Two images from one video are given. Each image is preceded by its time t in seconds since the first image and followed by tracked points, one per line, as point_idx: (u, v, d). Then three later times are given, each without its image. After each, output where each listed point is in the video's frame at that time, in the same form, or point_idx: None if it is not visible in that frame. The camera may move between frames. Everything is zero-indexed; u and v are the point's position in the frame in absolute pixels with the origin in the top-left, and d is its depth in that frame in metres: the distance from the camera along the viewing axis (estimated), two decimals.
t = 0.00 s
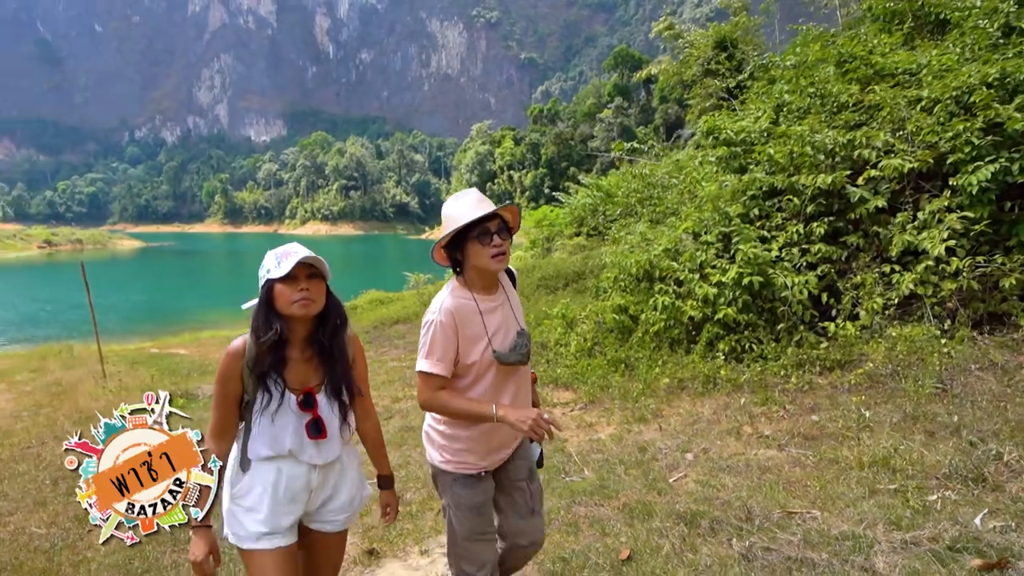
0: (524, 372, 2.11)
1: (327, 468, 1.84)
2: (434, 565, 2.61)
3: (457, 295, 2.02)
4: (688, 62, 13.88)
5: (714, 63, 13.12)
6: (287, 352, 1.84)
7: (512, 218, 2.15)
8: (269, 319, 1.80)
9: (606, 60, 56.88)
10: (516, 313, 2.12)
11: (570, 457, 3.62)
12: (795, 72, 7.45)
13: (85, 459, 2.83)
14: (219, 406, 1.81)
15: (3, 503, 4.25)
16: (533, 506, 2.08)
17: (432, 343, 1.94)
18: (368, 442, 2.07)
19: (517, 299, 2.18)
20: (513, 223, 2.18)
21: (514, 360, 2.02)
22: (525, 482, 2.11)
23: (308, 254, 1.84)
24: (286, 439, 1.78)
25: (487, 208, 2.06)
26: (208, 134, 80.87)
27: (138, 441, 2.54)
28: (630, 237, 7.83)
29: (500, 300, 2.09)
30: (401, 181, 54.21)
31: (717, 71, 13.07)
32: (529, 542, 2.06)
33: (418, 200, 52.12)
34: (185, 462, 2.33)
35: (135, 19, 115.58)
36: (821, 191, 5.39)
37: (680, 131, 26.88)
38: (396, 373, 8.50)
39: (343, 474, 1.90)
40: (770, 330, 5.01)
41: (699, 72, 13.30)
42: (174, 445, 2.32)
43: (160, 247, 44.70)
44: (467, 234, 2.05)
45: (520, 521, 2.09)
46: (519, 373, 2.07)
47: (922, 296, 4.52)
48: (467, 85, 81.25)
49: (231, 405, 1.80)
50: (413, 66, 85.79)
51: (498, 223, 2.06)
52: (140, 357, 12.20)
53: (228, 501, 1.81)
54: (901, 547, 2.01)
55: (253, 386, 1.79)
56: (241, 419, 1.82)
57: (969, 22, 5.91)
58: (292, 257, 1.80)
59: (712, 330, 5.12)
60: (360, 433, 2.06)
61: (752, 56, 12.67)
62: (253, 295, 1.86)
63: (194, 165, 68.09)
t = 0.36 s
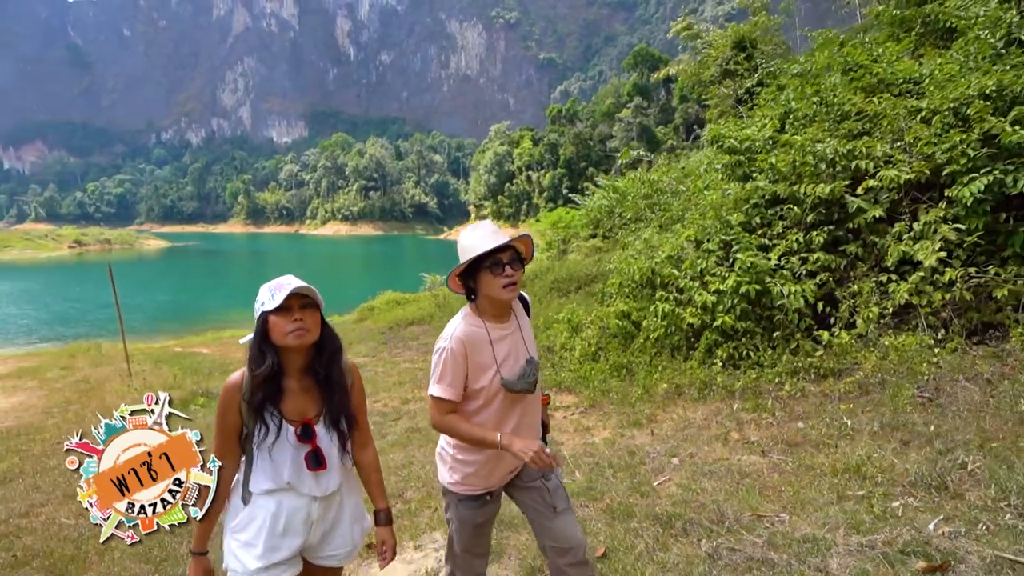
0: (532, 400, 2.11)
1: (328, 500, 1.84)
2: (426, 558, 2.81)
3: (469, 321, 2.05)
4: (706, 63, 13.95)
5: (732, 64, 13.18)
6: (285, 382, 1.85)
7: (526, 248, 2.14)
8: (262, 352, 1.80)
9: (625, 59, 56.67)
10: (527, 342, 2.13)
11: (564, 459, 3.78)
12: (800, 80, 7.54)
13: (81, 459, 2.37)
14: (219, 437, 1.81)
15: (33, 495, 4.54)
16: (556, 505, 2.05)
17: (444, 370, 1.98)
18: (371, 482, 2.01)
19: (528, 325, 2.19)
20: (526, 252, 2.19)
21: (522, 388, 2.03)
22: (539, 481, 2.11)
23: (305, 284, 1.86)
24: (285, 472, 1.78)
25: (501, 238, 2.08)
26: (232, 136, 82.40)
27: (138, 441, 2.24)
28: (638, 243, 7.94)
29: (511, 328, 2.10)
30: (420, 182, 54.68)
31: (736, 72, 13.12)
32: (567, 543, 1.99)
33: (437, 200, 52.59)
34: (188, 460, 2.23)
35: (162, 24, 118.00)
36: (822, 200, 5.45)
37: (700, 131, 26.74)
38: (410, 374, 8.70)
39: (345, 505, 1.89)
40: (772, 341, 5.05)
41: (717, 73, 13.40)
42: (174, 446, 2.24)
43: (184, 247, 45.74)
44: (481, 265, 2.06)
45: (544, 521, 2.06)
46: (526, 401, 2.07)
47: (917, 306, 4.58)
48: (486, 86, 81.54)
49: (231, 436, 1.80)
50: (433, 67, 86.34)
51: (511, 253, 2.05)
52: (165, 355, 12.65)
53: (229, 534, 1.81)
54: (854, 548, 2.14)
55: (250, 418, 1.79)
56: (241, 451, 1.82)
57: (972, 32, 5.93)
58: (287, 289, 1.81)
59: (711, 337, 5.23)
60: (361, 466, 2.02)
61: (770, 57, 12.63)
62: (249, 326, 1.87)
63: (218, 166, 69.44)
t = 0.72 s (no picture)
0: (561, 392, 2.10)
1: (298, 496, 1.93)
2: (403, 552, 2.93)
3: (501, 310, 2.05)
4: (716, 62, 13.86)
5: (742, 64, 13.11)
6: (252, 377, 1.93)
7: (557, 241, 2.21)
8: (226, 345, 1.89)
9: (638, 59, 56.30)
10: (555, 336, 2.13)
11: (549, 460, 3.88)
12: (797, 84, 7.56)
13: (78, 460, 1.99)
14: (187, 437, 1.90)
15: (43, 489, 4.72)
16: (558, 530, 2.06)
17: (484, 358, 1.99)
18: (341, 474, 2.12)
19: (557, 323, 2.20)
20: (557, 247, 2.23)
21: (550, 377, 2.00)
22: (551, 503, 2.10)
23: (272, 279, 1.93)
24: (252, 470, 1.86)
25: (533, 228, 2.13)
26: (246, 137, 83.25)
27: (138, 441, 1.91)
28: (637, 245, 7.99)
29: (542, 321, 2.11)
30: (431, 182, 54.87)
31: (745, 71, 13.04)
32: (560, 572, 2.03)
33: (448, 200, 52.75)
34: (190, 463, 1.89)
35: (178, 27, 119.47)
36: (813, 206, 5.50)
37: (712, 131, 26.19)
38: (413, 374, 8.79)
39: (313, 502, 1.98)
40: (761, 345, 5.11)
41: (727, 73, 13.37)
42: (175, 445, 1.89)
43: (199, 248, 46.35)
44: (513, 254, 2.10)
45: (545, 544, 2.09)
46: (555, 391, 2.06)
47: (904, 310, 4.61)
48: (497, 86, 81.48)
49: (199, 433, 1.88)
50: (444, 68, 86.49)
51: (542, 245, 2.10)
52: (177, 355, 12.88)
53: (194, 529, 1.88)
54: (807, 546, 2.23)
55: (216, 416, 1.87)
56: (202, 450, 1.90)
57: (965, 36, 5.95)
58: (250, 280, 1.88)
59: (700, 340, 5.30)
60: (330, 460, 2.11)
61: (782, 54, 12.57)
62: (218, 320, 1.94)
63: (232, 168, 70.17)
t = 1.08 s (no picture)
0: (560, 409, 2.07)
1: (302, 531, 1.83)
2: (388, 553, 3.04)
3: (501, 325, 2.00)
4: (735, 62, 13.73)
5: (762, 62, 12.94)
6: (264, 409, 1.81)
7: (564, 259, 2.13)
8: (242, 379, 1.76)
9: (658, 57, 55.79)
10: (556, 354, 2.09)
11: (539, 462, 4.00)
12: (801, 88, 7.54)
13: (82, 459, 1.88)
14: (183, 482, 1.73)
15: (61, 485, 4.96)
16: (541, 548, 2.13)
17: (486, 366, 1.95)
18: (338, 500, 2.04)
19: (560, 340, 2.15)
20: (565, 264, 2.16)
21: (547, 399, 1.98)
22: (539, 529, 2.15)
23: (297, 311, 1.84)
24: (257, 506, 1.74)
25: (540, 247, 2.06)
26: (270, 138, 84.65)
27: (138, 441, 1.78)
28: (640, 249, 8.01)
29: (544, 338, 2.07)
30: (451, 182, 55.13)
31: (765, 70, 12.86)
32: None
33: (468, 200, 53.05)
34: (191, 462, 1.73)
35: (204, 30, 121.68)
36: (814, 212, 5.46)
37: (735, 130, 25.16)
38: (425, 375, 8.90)
39: (317, 533, 1.88)
40: (760, 352, 5.10)
41: (747, 72, 13.18)
42: (175, 445, 1.74)
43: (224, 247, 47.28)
44: (517, 272, 2.03)
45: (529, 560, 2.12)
46: (555, 410, 2.03)
47: (901, 319, 4.55)
48: (517, 86, 81.52)
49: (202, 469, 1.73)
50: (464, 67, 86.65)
51: (551, 263, 2.04)
52: (198, 353, 13.20)
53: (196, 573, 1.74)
54: (769, 555, 2.29)
55: (224, 448, 1.73)
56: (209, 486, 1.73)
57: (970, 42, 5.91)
58: (280, 319, 1.78)
59: (698, 347, 5.31)
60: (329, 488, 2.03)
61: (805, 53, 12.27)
62: (230, 348, 1.83)
63: (256, 168, 71.39)
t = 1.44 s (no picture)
0: (549, 432, 2.03)
1: (279, 523, 1.82)
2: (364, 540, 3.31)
3: (476, 354, 1.97)
4: (734, 63, 13.52)
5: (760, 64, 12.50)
6: (247, 403, 1.83)
7: (533, 276, 2.12)
8: (225, 377, 1.79)
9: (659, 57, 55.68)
10: (538, 373, 2.05)
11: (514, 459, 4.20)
12: (781, 95, 7.67)
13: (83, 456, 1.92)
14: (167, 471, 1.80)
15: (56, 482, 5.12)
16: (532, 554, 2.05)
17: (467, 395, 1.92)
18: (340, 497, 1.99)
19: (543, 358, 2.10)
20: (534, 280, 2.14)
21: (532, 425, 1.95)
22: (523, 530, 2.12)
23: (280, 308, 1.81)
24: (233, 495, 1.78)
25: (510, 267, 2.02)
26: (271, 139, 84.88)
27: (139, 443, 1.82)
28: (625, 252, 8.18)
29: (522, 359, 2.03)
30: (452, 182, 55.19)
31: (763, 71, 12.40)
32: None
33: (469, 200, 53.19)
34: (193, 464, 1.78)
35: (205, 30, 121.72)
36: (790, 217, 5.58)
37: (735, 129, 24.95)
38: (418, 376, 9.00)
39: (299, 524, 1.86)
40: (735, 353, 5.24)
41: (745, 73, 12.96)
42: (174, 445, 1.80)
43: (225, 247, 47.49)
44: (485, 296, 2.01)
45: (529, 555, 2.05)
46: (542, 436, 2.00)
47: (868, 322, 4.69)
48: (519, 86, 81.47)
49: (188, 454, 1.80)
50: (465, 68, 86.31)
51: (519, 282, 2.00)
52: (197, 353, 13.33)
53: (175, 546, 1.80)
54: (712, 545, 2.45)
55: (205, 437, 1.79)
56: (184, 465, 1.79)
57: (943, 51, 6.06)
58: (257, 320, 1.75)
59: (675, 348, 5.45)
60: (328, 489, 2.00)
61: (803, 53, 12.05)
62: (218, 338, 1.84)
63: (257, 169, 71.55)
